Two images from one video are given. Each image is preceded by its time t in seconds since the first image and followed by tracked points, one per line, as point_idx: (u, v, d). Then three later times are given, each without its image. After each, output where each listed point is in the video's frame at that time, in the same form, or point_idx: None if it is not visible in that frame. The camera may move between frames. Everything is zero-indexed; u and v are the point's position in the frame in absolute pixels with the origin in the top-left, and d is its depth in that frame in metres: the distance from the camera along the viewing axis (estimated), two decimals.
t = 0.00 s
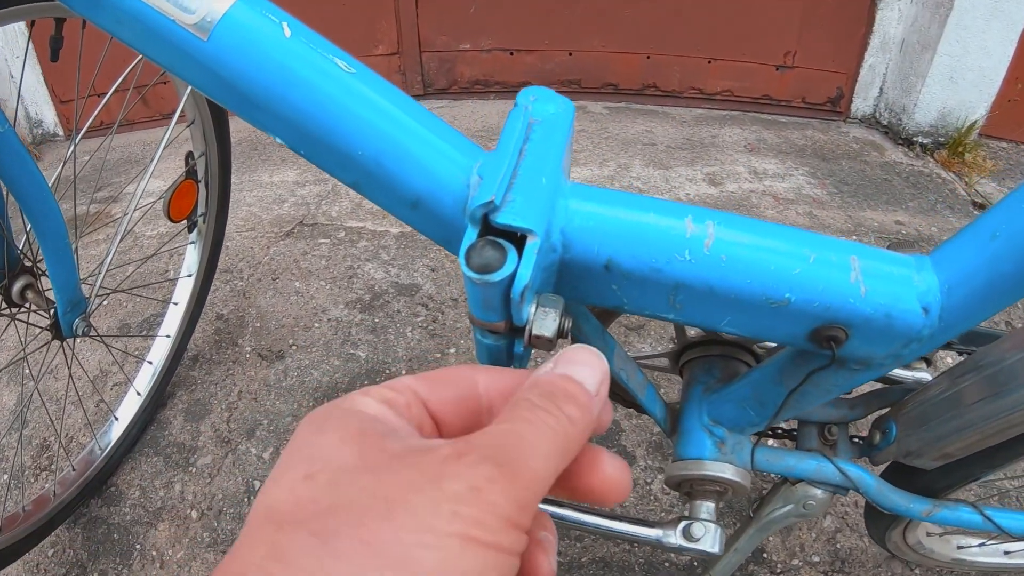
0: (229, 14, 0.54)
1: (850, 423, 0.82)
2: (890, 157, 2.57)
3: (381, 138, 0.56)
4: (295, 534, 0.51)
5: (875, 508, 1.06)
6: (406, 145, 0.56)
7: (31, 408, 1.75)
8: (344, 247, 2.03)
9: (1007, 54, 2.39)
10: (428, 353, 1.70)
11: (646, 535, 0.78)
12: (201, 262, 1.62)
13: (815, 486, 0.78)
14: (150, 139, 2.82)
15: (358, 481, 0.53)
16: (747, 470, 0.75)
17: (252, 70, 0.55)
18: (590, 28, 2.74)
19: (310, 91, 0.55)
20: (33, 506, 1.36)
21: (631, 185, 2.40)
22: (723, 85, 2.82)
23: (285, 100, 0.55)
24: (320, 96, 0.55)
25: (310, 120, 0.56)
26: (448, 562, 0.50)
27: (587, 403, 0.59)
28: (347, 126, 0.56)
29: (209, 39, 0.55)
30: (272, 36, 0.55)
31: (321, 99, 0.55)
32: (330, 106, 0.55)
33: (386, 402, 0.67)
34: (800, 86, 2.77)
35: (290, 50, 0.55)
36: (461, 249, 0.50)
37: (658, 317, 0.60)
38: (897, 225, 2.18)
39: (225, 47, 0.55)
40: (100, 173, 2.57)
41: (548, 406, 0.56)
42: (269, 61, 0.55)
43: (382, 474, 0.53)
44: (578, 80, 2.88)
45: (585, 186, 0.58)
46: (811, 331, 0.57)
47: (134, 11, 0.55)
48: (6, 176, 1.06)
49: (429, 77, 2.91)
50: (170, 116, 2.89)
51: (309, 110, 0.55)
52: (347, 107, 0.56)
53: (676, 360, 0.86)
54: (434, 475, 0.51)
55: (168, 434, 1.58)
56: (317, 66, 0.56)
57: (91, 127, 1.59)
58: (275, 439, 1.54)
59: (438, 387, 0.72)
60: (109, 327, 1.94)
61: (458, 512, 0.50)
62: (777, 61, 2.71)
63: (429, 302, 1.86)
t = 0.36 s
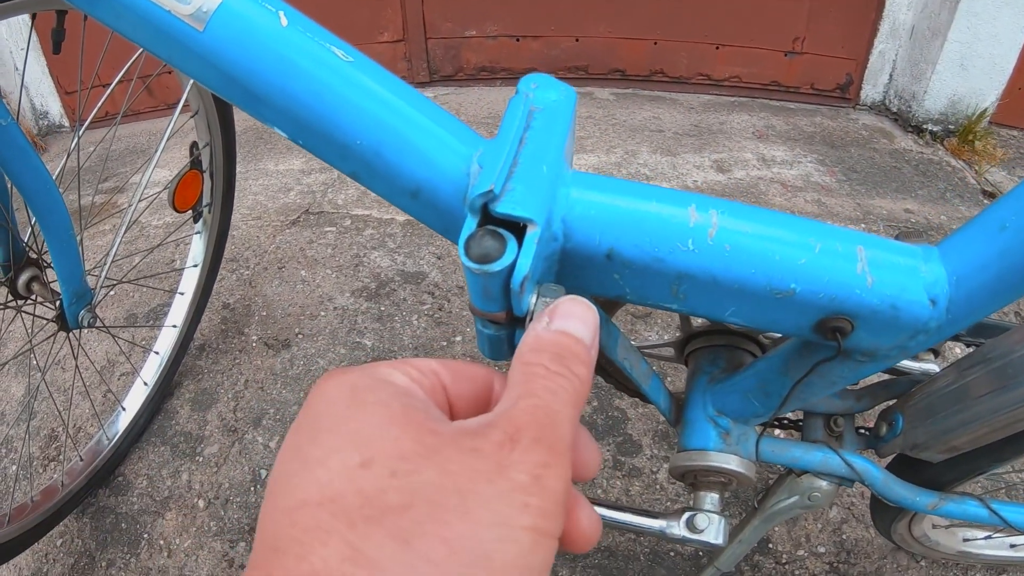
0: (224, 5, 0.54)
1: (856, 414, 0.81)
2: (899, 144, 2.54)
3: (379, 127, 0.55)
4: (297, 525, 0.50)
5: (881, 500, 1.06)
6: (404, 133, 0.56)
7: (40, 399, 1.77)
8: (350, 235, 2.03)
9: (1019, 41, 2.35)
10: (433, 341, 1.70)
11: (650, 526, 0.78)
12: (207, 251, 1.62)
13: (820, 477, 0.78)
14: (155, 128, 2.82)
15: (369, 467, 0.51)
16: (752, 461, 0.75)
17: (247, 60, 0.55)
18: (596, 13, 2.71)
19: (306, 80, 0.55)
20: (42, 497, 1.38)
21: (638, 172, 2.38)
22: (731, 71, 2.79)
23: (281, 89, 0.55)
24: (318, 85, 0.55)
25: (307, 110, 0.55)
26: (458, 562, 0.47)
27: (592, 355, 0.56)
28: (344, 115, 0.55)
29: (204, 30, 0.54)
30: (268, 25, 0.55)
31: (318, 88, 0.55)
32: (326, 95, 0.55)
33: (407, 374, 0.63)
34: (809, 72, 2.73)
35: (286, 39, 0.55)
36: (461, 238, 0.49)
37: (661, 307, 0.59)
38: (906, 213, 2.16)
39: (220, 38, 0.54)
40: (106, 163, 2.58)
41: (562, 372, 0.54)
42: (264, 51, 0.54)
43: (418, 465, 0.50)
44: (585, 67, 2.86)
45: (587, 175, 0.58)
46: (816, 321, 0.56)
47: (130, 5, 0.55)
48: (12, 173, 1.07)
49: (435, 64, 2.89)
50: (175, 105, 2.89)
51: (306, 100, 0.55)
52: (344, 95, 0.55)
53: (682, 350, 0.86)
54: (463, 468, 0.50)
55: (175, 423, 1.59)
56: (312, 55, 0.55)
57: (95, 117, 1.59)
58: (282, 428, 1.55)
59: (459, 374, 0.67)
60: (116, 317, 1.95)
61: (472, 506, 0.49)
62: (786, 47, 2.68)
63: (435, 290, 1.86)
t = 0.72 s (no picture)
0: (206, 1, 0.53)
1: (858, 412, 0.80)
2: (904, 138, 2.52)
3: (364, 122, 0.54)
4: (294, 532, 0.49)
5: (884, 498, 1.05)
6: (390, 128, 0.55)
7: (43, 397, 1.77)
8: (352, 232, 2.02)
9: None
10: (435, 338, 1.69)
11: (647, 526, 0.77)
12: (208, 249, 1.62)
13: (822, 476, 0.77)
14: (157, 126, 2.82)
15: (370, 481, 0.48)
16: (752, 459, 0.74)
17: (230, 56, 0.54)
18: (599, 8, 2.69)
19: (289, 75, 0.54)
20: (43, 495, 1.38)
21: (640, 167, 2.37)
22: (734, 64, 2.77)
23: (265, 85, 0.54)
24: (301, 80, 0.54)
25: (292, 106, 0.54)
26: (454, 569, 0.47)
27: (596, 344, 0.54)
28: (328, 111, 0.54)
29: (186, 27, 0.54)
30: (250, 21, 0.54)
31: (301, 84, 0.54)
32: (310, 90, 0.54)
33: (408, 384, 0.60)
34: (814, 65, 2.71)
35: (269, 35, 0.54)
36: (446, 234, 0.48)
37: (656, 304, 0.58)
38: (911, 207, 2.14)
39: (201, 34, 0.54)
40: (108, 161, 2.58)
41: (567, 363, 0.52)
42: (246, 47, 0.54)
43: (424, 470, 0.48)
44: (588, 61, 2.84)
45: (579, 169, 0.57)
46: (814, 318, 0.55)
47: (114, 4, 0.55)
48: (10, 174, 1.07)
49: (437, 59, 2.88)
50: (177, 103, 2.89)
51: (289, 96, 0.54)
52: (328, 90, 0.54)
53: (681, 347, 0.85)
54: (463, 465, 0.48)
55: (177, 421, 1.59)
56: (295, 50, 0.54)
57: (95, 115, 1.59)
58: (283, 425, 1.54)
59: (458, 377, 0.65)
60: (119, 314, 1.95)
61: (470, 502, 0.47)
62: (790, 40, 2.66)
63: (437, 286, 1.85)
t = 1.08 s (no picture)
0: None
1: (863, 406, 0.80)
2: (905, 133, 2.52)
3: (365, 111, 0.54)
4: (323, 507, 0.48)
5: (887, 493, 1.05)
6: (392, 116, 0.54)
7: (44, 393, 1.77)
8: (352, 227, 2.02)
9: None
10: (435, 333, 1.69)
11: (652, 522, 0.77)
12: (208, 244, 1.62)
13: (826, 469, 0.76)
14: (157, 122, 2.81)
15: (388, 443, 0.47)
16: (756, 453, 0.73)
17: (231, 45, 0.54)
18: (599, 3, 2.69)
19: (290, 63, 0.53)
20: (44, 491, 1.38)
21: (641, 162, 2.36)
22: (735, 59, 2.77)
23: (266, 74, 0.54)
24: (302, 69, 0.53)
25: (293, 95, 0.54)
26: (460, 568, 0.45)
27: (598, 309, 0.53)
28: (330, 99, 0.54)
29: (186, 14, 0.54)
30: (249, 8, 0.53)
31: (302, 72, 0.53)
32: (311, 78, 0.53)
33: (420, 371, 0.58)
34: (815, 60, 2.70)
35: (269, 23, 0.53)
36: (450, 224, 0.48)
37: (661, 295, 0.58)
38: (913, 202, 2.14)
39: (202, 24, 0.53)
40: (108, 158, 2.58)
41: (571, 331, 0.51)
42: (246, 35, 0.53)
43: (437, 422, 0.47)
44: (589, 56, 2.84)
45: (583, 158, 0.56)
46: (821, 309, 0.55)
47: None
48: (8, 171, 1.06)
49: (437, 55, 2.87)
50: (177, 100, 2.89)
51: (290, 84, 0.54)
52: (329, 78, 0.54)
53: (684, 340, 0.84)
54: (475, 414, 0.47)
55: (178, 416, 1.59)
56: (295, 37, 0.54)
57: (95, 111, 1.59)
58: (283, 421, 1.54)
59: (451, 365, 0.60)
60: (119, 311, 1.94)
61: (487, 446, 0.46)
62: (791, 35, 2.65)
63: (438, 281, 1.84)
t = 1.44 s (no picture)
0: None
1: (860, 402, 0.78)
2: (901, 128, 2.50)
3: (342, 93, 0.52)
4: None
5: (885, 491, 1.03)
6: (369, 98, 0.52)
7: (32, 391, 1.75)
8: (344, 222, 1.99)
9: None
10: (427, 328, 1.67)
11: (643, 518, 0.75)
12: (198, 239, 1.59)
13: (822, 467, 0.75)
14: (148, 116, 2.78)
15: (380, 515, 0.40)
16: (750, 450, 0.72)
17: (202, 24, 0.52)
18: None
19: (261, 44, 0.51)
20: (31, 490, 1.35)
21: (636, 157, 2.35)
22: (731, 54, 2.75)
23: (238, 55, 0.52)
24: (273, 47, 0.51)
25: (266, 76, 0.52)
26: None
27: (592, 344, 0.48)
28: (304, 81, 0.52)
29: None
30: None
31: (275, 52, 0.51)
32: (284, 58, 0.51)
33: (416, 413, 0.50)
34: (811, 55, 2.69)
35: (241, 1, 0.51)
36: (427, 208, 0.46)
37: (651, 285, 0.56)
38: (909, 197, 2.13)
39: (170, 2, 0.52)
40: (99, 153, 2.55)
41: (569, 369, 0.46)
42: (218, 15, 0.51)
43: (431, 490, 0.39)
44: (584, 50, 2.82)
45: (570, 142, 0.54)
46: (817, 299, 0.53)
47: None
48: None
49: (431, 49, 2.84)
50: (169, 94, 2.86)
51: (264, 66, 0.52)
52: (304, 58, 0.52)
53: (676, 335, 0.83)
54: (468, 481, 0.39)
55: (167, 414, 1.57)
56: (268, 15, 0.52)
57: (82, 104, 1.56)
58: (274, 418, 1.52)
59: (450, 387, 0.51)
60: (109, 307, 1.92)
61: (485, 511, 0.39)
62: (787, 29, 2.63)
63: (430, 276, 1.82)
